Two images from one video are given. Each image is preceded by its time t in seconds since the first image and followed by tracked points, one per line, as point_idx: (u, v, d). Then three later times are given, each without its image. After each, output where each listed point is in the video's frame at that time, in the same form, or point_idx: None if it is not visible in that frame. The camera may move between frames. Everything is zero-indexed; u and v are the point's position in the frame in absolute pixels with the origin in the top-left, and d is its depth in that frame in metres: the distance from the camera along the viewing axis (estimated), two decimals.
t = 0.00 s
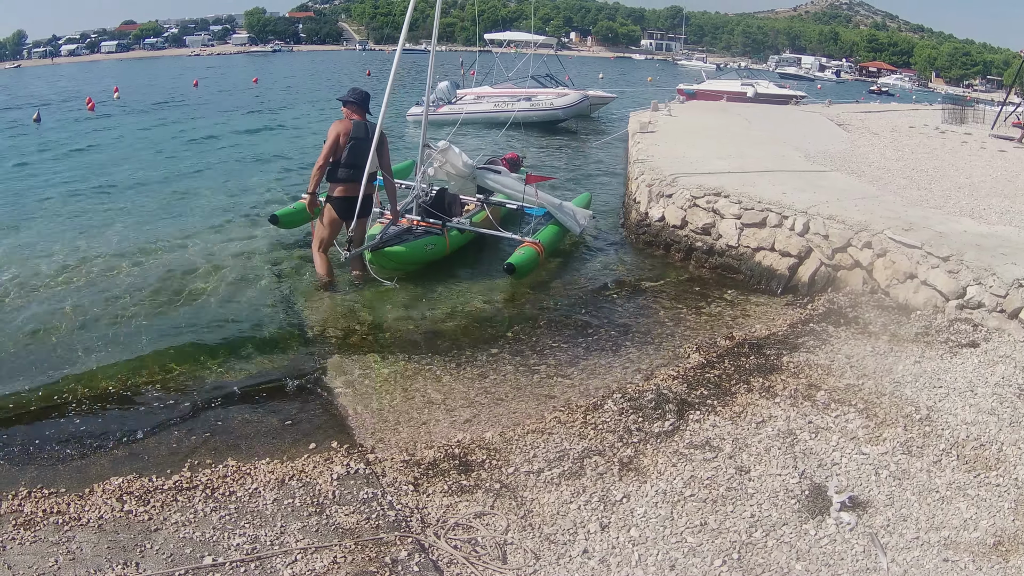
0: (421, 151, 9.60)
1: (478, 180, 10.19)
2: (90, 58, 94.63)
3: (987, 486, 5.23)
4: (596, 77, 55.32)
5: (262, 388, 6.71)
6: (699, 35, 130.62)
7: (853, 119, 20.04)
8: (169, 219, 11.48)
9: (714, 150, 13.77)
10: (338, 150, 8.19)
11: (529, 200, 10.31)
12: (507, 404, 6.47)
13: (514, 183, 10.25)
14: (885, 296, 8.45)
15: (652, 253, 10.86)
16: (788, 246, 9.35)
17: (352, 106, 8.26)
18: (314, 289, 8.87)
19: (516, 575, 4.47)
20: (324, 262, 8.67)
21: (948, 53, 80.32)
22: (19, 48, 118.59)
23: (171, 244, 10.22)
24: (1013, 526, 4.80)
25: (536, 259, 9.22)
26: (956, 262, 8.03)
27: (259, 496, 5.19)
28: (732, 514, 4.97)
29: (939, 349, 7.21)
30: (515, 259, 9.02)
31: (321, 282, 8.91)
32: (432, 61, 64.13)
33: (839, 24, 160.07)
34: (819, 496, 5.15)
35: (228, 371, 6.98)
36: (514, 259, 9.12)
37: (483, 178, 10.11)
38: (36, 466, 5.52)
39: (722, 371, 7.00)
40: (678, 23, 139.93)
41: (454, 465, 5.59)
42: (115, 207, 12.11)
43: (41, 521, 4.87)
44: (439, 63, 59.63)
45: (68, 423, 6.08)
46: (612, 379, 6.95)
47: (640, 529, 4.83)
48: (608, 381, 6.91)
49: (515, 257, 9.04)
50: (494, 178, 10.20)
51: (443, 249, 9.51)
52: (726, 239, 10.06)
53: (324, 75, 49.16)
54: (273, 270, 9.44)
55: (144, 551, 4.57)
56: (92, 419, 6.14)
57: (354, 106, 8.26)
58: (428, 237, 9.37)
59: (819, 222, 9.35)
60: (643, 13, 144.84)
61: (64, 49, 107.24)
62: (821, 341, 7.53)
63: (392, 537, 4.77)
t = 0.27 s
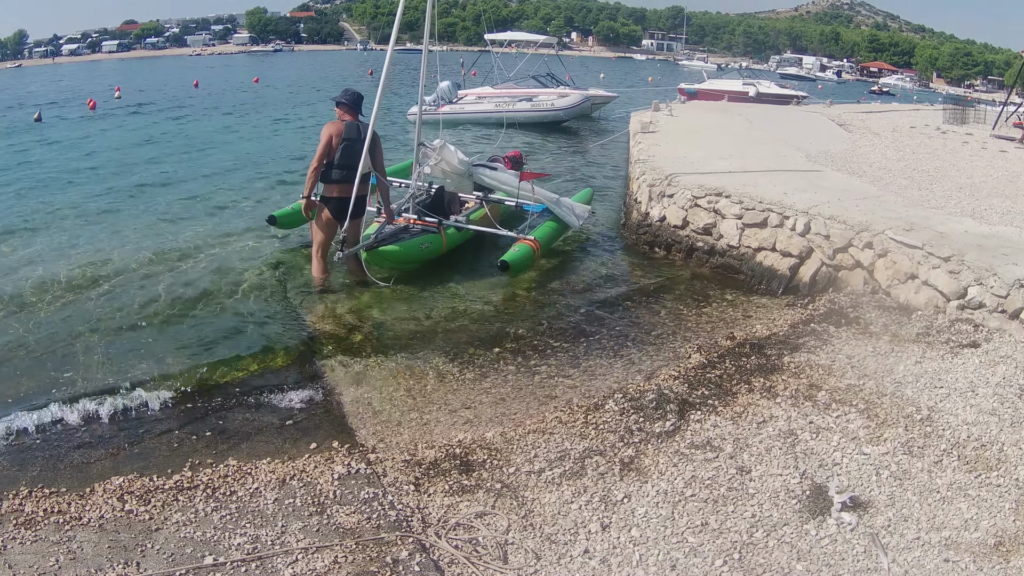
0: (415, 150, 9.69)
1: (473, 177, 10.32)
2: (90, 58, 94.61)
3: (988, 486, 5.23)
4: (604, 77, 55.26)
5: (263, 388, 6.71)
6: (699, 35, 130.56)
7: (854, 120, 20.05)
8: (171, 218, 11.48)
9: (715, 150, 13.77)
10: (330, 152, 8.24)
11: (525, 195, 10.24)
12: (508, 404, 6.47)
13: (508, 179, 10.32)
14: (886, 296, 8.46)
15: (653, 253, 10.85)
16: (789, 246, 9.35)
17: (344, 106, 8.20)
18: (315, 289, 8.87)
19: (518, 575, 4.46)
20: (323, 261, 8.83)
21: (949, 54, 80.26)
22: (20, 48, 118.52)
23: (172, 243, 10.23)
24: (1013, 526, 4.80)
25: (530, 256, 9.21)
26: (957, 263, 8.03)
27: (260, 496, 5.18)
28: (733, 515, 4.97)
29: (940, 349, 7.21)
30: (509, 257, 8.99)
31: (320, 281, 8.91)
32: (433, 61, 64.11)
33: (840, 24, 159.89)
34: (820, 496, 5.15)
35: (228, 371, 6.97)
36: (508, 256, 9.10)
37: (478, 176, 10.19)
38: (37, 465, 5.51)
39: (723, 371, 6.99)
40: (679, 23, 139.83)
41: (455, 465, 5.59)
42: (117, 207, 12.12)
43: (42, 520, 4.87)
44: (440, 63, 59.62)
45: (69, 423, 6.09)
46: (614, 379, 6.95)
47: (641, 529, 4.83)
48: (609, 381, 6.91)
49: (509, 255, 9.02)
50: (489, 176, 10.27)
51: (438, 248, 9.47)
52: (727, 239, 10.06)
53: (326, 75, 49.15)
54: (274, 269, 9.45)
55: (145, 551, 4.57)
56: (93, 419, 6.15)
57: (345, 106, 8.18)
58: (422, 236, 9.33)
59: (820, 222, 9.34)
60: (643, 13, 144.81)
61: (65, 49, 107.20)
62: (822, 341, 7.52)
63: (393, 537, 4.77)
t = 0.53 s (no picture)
0: (415, 144, 9.39)
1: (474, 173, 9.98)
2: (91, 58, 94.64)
3: (989, 486, 5.23)
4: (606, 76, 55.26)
5: (264, 388, 6.70)
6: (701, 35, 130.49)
7: (856, 119, 20.04)
8: (173, 218, 11.49)
9: (716, 150, 13.77)
10: (319, 152, 8.17)
11: (524, 191, 10.30)
12: (509, 404, 6.47)
13: (508, 175, 10.25)
14: (887, 296, 8.46)
15: (654, 254, 10.85)
16: (790, 246, 9.35)
17: (333, 106, 8.15)
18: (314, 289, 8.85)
19: (518, 575, 4.46)
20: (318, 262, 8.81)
21: (951, 54, 80.17)
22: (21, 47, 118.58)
23: (174, 243, 10.23)
24: (1014, 526, 4.80)
25: (525, 254, 9.13)
26: (958, 263, 8.03)
27: (261, 495, 5.19)
28: (733, 515, 4.97)
29: (941, 350, 7.20)
30: (504, 254, 8.98)
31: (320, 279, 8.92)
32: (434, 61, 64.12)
33: (843, 23, 159.52)
34: (821, 496, 5.15)
35: (228, 371, 6.97)
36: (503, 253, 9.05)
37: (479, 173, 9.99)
38: (38, 464, 5.52)
39: (724, 371, 6.99)
40: (680, 23, 139.73)
41: (455, 464, 5.59)
42: (119, 206, 12.13)
43: (43, 519, 4.88)
44: (441, 62, 59.64)
45: (70, 422, 6.09)
46: (615, 379, 6.95)
47: (642, 529, 4.84)
48: (611, 381, 6.91)
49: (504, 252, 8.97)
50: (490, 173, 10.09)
51: (435, 243, 9.51)
52: (729, 239, 10.06)
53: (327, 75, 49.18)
54: (275, 268, 9.44)
55: (146, 550, 4.57)
56: (94, 418, 6.15)
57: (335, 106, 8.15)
58: (418, 232, 9.37)
59: (822, 222, 9.34)
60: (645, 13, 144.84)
61: (66, 48, 107.25)
62: (823, 341, 7.52)
63: (394, 536, 4.77)
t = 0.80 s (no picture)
0: (416, 142, 9.47)
1: (473, 175, 9.92)
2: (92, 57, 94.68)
3: (990, 487, 5.22)
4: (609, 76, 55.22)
5: (266, 387, 6.71)
6: (703, 36, 130.43)
7: (858, 120, 20.02)
8: (174, 217, 11.49)
9: (718, 150, 13.76)
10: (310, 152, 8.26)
11: (523, 195, 10.24)
12: (510, 404, 6.46)
13: (509, 178, 10.18)
14: (889, 297, 8.45)
15: (655, 253, 10.85)
16: (791, 247, 9.35)
17: (325, 107, 8.23)
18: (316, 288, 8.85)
19: (519, 574, 4.46)
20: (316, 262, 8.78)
21: (953, 54, 80.03)
22: (23, 47, 118.72)
23: (175, 242, 10.24)
24: (1015, 527, 4.80)
25: (520, 256, 9.13)
26: (960, 263, 8.03)
27: (262, 494, 5.19)
28: (734, 514, 4.97)
29: (942, 350, 7.20)
30: (498, 255, 8.99)
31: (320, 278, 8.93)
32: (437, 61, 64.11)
33: (845, 24, 159.33)
34: (822, 496, 5.15)
35: (230, 370, 6.98)
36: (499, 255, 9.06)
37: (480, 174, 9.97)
38: (39, 464, 5.52)
39: (726, 371, 6.99)
40: (682, 23, 139.68)
41: (456, 464, 5.59)
42: (121, 206, 12.14)
43: (44, 518, 4.88)
44: (444, 62, 59.65)
45: (72, 421, 6.09)
46: (616, 378, 6.95)
47: (643, 529, 4.83)
48: (612, 380, 6.91)
49: (500, 255, 8.97)
50: (491, 175, 10.05)
51: (432, 242, 9.67)
52: (730, 239, 10.06)
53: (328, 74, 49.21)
54: (276, 267, 9.44)
55: (147, 549, 4.57)
56: (95, 417, 6.15)
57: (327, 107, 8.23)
58: (416, 231, 9.49)
59: (823, 222, 9.33)
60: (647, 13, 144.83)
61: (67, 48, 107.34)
62: (825, 341, 7.52)
63: (395, 536, 4.77)
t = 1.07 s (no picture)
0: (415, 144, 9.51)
1: (473, 178, 9.99)
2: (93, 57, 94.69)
3: (992, 487, 5.22)
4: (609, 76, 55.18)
5: (267, 386, 6.72)
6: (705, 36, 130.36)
7: (860, 120, 20.03)
8: (176, 216, 11.49)
9: (719, 150, 13.76)
10: (308, 151, 8.35)
11: (520, 201, 10.07)
12: (512, 403, 6.47)
13: (508, 182, 10.16)
14: (890, 297, 8.45)
15: (657, 253, 10.86)
16: (793, 247, 9.35)
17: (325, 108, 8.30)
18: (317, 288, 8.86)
19: (521, 574, 4.47)
20: (318, 262, 8.78)
21: (954, 55, 79.96)
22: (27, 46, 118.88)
23: (177, 241, 10.24)
24: (1017, 527, 4.80)
25: (515, 262, 9.16)
26: (961, 263, 8.03)
27: (264, 493, 5.19)
28: (736, 514, 4.97)
29: (944, 350, 7.20)
30: (493, 260, 9.00)
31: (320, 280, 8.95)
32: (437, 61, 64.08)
33: (846, 24, 159.25)
34: (824, 496, 5.15)
35: (231, 369, 6.98)
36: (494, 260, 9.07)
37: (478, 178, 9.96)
38: (39, 463, 5.52)
39: (727, 370, 6.99)
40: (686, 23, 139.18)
41: (458, 464, 5.59)
42: (122, 205, 12.15)
43: (45, 517, 4.88)
44: (445, 62, 59.57)
45: (73, 420, 6.09)
46: (618, 378, 6.95)
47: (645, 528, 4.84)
48: (614, 381, 6.91)
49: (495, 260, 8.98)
50: (489, 179, 10.07)
51: (430, 243, 9.70)
52: (732, 239, 10.06)
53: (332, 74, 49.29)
54: (277, 267, 9.45)
55: (148, 548, 4.57)
56: (96, 416, 6.16)
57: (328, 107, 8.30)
58: (413, 231, 9.56)
59: (825, 223, 9.33)
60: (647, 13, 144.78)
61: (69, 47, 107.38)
62: (826, 341, 7.52)
63: (397, 535, 4.78)
